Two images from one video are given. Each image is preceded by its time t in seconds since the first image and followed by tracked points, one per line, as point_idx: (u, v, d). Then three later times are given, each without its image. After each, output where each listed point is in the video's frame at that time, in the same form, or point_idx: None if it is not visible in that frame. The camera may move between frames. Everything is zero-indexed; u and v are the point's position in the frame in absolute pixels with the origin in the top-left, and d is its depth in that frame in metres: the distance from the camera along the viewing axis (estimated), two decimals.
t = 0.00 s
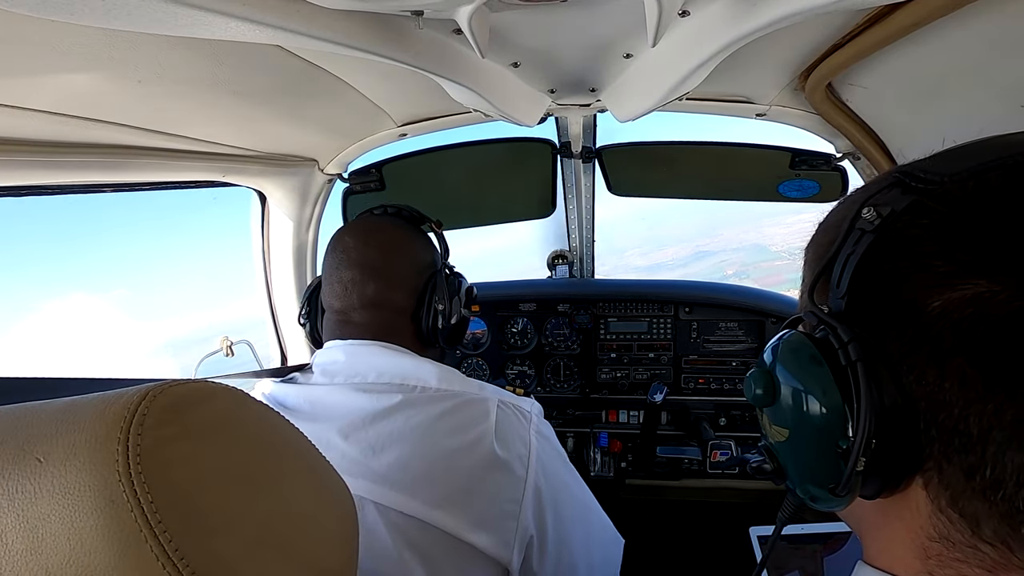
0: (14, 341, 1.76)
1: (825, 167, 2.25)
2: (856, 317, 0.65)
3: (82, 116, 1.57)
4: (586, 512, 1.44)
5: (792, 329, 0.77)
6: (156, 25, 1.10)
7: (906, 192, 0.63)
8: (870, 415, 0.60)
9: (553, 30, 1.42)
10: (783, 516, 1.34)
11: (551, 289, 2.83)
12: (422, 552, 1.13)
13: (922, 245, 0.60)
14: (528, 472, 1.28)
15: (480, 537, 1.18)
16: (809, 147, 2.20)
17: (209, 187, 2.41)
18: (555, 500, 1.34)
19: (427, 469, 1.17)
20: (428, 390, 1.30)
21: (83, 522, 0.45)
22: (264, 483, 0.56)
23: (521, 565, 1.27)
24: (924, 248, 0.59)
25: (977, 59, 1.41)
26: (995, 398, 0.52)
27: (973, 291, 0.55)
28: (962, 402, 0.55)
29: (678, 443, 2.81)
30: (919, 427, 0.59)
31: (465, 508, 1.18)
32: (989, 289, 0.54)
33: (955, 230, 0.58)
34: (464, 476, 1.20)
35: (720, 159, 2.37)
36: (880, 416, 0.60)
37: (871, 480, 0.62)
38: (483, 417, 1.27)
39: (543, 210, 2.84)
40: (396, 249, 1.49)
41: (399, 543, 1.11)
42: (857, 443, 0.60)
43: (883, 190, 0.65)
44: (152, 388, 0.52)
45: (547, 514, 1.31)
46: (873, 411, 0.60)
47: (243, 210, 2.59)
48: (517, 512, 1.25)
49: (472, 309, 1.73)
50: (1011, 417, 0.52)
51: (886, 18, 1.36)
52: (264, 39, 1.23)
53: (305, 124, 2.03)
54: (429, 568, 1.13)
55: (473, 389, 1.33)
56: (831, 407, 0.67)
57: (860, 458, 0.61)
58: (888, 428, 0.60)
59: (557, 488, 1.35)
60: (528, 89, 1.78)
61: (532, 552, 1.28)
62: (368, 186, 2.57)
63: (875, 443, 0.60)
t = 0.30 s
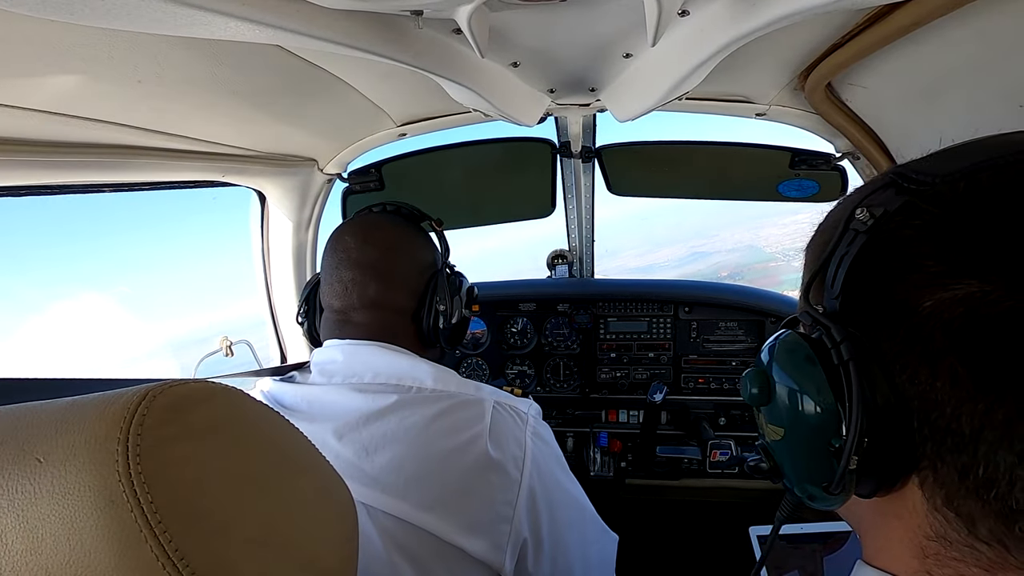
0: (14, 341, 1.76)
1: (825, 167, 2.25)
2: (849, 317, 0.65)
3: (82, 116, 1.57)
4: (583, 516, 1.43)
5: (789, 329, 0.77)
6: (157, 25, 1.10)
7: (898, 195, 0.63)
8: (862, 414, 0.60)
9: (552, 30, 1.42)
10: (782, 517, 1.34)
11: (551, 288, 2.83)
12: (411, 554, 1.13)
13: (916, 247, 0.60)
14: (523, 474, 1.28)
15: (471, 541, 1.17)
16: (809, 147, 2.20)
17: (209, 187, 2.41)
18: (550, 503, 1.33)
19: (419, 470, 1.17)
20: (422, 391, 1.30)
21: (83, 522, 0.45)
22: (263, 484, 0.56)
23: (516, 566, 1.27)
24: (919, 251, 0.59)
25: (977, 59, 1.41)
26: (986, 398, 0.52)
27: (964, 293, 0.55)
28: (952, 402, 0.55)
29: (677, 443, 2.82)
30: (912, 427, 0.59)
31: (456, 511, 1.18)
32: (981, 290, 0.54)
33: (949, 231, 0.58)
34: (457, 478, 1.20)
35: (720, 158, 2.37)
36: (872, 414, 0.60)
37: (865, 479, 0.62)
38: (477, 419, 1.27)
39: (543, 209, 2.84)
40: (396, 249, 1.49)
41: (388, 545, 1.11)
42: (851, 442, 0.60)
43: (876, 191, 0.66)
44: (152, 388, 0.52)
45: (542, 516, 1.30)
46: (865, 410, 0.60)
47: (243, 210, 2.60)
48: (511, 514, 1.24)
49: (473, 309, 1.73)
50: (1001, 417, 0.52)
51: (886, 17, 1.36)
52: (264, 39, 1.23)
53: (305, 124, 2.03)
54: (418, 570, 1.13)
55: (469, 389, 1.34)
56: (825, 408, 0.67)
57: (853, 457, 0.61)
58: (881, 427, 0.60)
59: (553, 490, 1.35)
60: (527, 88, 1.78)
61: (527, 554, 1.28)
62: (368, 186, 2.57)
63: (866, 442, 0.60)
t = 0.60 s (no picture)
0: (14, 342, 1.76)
1: (823, 166, 2.25)
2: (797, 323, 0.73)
3: (81, 116, 1.57)
4: (581, 519, 1.43)
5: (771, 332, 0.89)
6: (155, 25, 1.10)
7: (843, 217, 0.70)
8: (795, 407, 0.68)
9: (551, 31, 1.42)
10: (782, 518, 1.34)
11: (551, 288, 2.83)
12: (409, 555, 1.12)
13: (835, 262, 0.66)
14: (522, 477, 1.28)
15: (470, 544, 1.16)
16: (808, 147, 2.20)
17: (208, 187, 2.41)
18: (548, 506, 1.33)
19: (419, 471, 1.17)
20: (422, 392, 1.31)
21: (82, 524, 0.45)
22: (263, 484, 0.56)
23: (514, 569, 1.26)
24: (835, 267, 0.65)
25: (976, 59, 1.41)
26: (892, 398, 0.57)
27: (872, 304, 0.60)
28: (860, 397, 0.60)
29: (677, 442, 2.83)
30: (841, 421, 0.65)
31: (455, 513, 1.17)
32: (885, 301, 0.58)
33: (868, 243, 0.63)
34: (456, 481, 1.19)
35: (719, 158, 2.37)
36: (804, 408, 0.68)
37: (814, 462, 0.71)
38: (476, 421, 1.28)
39: (542, 209, 2.85)
40: (398, 250, 1.49)
41: (387, 547, 1.11)
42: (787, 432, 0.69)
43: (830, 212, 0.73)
44: (151, 390, 0.52)
45: (541, 519, 1.30)
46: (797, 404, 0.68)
47: (242, 210, 2.59)
48: (510, 516, 1.24)
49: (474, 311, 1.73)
50: (904, 415, 0.56)
51: (884, 17, 1.36)
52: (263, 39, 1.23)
53: (304, 124, 2.02)
54: (417, 570, 1.12)
55: (468, 390, 1.34)
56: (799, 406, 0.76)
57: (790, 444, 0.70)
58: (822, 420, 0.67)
59: (551, 493, 1.35)
60: (526, 89, 1.78)
61: (526, 557, 1.27)
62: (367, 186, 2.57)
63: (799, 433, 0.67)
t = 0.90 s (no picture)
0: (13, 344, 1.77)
1: (823, 166, 2.26)
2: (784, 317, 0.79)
3: (80, 117, 1.57)
4: (579, 522, 1.43)
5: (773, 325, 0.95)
6: (154, 26, 1.10)
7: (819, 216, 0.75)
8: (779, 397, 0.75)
9: (551, 31, 1.42)
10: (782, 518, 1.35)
11: (550, 289, 2.83)
12: (401, 558, 1.13)
13: (805, 265, 0.72)
14: (520, 480, 1.27)
15: (465, 549, 1.17)
16: (808, 147, 2.20)
17: (208, 188, 2.41)
18: (545, 508, 1.33)
19: (416, 476, 1.17)
20: (420, 393, 1.31)
21: (82, 526, 0.45)
22: (265, 484, 0.56)
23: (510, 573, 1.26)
24: (805, 270, 0.72)
25: (975, 58, 1.41)
26: (851, 389, 0.64)
27: (831, 302, 0.66)
28: (827, 389, 0.67)
29: (677, 442, 2.82)
30: (820, 409, 0.71)
31: (450, 517, 1.17)
32: (842, 299, 0.64)
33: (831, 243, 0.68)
34: (453, 485, 1.19)
35: (719, 158, 2.37)
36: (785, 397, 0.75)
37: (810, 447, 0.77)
38: (475, 423, 1.27)
39: (542, 210, 2.85)
40: (399, 251, 1.48)
41: (382, 552, 1.12)
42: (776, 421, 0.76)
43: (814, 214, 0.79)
44: (150, 391, 0.52)
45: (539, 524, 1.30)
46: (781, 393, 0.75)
47: (242, 211, 2.59)
48: (507, 520, 1.23)
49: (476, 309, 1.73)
50: (863, 405, 0.63)
51: (883, 17, 1.36)
52: (262, 39, 1.23)
53: (303, 125, 2.02)
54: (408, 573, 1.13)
55: (466, 391, 1.34)
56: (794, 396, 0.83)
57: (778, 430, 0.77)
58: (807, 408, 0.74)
59: (550, 497, 1.34)
60: (526, 88, 1.77)
61: (522, 560, 1.27)
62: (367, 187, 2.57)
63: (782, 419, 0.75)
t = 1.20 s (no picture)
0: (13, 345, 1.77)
1: (824, 165, 2.25)
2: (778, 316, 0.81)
3: (80, 118, 1.57)
4: (591, 526, 1.46)
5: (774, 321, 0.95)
6: (154, 27, 1.10)
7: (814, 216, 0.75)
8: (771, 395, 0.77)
9: (551, 31, 1.42)
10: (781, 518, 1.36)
11: (551, 289, 2.83)
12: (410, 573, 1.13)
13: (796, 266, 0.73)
14: (539, 493, 1.29)
15: (490, 568, 1.18)
16: (809, 146, 2.20)
17: (209, 189, 2.41)
18: (562, 517, 1.35)
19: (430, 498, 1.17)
20: (428, 406, 1.30)
21: (83, 529, 0.45)
22: (266, 485, 0.56)
23: None
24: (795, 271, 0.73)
25: (976, 57, 1.41)
26: (834, 389, 0.65)
27: (819, 304, 0.67)
28: (814, 389, 0.69)
29: (678, 442, 2.82)
30: (810, 407, 0.73)
31: (471, 536, 1.17)
32: (828, 301, 0.66)
33: (818, 245, 0.69)
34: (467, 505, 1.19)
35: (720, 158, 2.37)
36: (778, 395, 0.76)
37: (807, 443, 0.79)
38: (488, 439, 1.27)
39: (542, 210, 2.85)
40: (391, 253, 1.47)
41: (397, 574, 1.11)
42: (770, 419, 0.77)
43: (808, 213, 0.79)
44: (151, 393, 0.52)
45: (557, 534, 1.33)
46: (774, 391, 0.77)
47: (243, 212, 2.59)
48: (529, 534, 1.25)
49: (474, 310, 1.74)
50: (845, 404, 0.64)
51: (884, 16, 1.36)
52: (262, 40, 1.23)
53: (304, 125, 2.02)
54: None
55: (475, 402, 1.34)
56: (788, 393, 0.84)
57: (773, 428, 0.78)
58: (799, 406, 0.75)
59: (565, 505, 1.37)
60: (527, 88, 1.77)
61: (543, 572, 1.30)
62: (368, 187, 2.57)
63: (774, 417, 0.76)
